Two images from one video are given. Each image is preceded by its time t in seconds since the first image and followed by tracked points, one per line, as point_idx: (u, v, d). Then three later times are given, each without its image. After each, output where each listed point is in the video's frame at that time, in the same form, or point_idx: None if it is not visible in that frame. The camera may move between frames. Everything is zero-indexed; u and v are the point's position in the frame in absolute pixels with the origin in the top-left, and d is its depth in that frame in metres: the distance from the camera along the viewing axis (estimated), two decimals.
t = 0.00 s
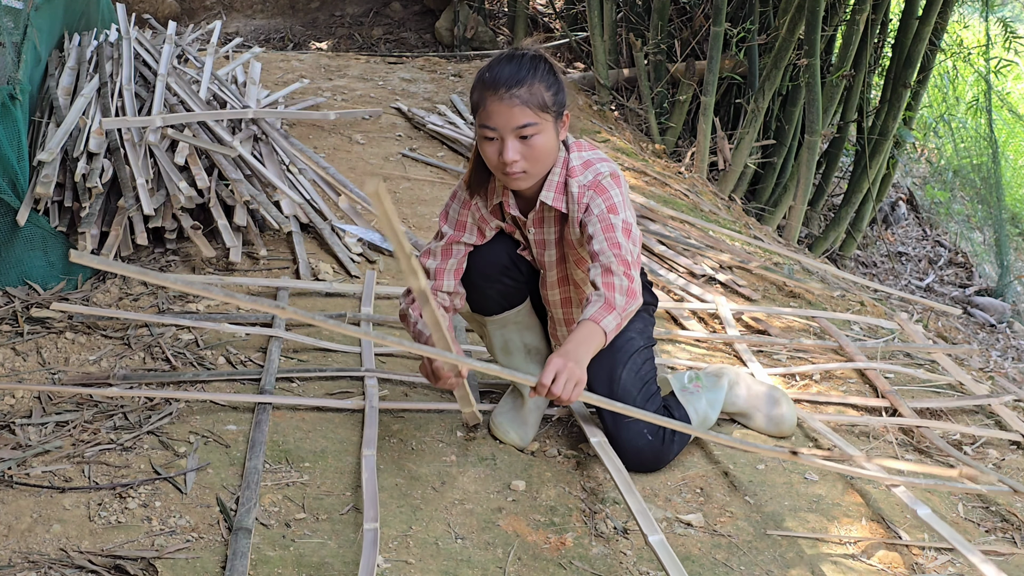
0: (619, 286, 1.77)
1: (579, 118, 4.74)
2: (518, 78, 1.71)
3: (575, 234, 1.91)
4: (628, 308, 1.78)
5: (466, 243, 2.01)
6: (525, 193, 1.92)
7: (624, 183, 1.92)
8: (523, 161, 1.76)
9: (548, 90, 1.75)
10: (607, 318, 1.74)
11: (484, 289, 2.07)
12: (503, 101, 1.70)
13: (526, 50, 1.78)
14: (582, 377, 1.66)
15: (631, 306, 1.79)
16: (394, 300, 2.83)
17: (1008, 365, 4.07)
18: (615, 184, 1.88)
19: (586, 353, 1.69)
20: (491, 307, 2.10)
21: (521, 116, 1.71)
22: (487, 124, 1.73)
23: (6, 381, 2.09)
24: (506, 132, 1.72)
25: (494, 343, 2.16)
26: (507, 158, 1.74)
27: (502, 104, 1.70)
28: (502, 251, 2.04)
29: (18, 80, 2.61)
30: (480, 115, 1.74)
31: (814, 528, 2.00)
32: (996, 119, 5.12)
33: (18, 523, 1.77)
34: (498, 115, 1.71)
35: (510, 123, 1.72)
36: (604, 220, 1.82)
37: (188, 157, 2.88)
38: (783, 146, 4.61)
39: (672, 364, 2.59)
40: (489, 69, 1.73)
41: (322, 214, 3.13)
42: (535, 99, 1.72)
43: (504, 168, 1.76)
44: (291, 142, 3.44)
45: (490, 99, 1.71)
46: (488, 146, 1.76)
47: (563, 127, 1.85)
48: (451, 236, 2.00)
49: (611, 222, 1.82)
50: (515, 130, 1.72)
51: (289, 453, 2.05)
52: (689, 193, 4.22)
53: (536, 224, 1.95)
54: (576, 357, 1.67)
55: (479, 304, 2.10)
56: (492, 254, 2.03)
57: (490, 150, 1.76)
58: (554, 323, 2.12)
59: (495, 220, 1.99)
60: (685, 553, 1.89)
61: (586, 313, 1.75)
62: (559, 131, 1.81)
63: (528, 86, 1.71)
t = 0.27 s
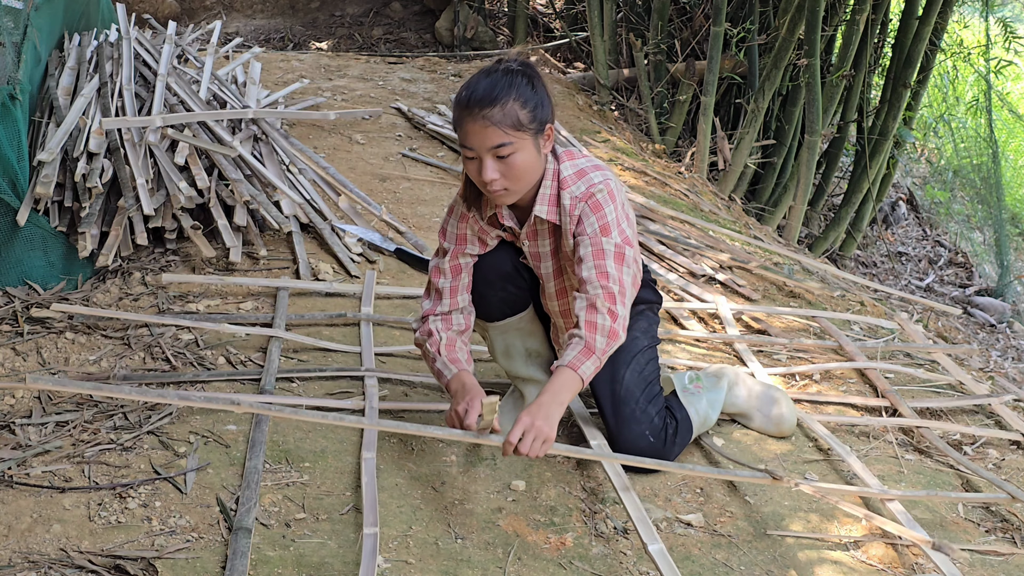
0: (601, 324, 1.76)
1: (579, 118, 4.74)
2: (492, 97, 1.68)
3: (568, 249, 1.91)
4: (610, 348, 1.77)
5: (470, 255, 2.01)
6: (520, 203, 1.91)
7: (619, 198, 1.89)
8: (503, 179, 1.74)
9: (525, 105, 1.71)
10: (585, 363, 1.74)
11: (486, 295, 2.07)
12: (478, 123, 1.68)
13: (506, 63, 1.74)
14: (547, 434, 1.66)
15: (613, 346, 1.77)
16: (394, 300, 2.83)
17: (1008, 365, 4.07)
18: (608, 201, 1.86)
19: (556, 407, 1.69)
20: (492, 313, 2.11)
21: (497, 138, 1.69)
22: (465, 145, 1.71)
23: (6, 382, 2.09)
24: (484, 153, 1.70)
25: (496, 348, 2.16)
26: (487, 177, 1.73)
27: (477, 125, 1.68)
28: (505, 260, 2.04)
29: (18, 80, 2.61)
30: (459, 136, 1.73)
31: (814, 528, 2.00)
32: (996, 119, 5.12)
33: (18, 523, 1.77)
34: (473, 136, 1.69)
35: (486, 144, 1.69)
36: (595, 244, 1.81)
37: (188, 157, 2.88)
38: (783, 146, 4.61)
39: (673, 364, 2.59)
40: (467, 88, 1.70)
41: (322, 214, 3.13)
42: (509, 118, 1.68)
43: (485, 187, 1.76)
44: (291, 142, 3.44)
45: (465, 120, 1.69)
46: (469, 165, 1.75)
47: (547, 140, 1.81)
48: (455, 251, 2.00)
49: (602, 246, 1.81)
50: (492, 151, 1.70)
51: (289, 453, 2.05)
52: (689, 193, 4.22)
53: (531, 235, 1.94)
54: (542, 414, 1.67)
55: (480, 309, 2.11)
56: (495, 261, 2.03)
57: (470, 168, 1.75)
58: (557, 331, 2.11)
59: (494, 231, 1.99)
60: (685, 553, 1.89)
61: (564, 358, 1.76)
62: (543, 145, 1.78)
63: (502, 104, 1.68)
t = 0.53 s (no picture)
0: (598, 341, 1.71)
1: (579, 118, 4.74)
2: (467, 117, 1.63)
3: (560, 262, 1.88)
4: (609, 364, 1.72)
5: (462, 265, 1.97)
6: (508, 217, 1.88)
7: (612, 211, 1.83)
8: (483, 198, 1.69)
9: (501, 123, 1.66)
10: (585, 383, 1.70)
11: (483, 306, 2.05)
12: (454, 142, 1.63)
13: (483, 80, 1.70)
14: (543, 461, 1.63)
15: (612, 363, 1.73)
16: (394, 301, 2.83)
17: (1008, 365, 4.07)
18: (601, 216, 1.80)
19: (556, 428, 1.65)
20: (489, 320, 2.09)
21: (474, 157, 1.64)
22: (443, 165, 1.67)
23: (6, 381, 2.09)
24: (461, 172, 1.66)
25: (494, 353, 2.16)
26: (466, 196, 1.68)
27: (452, 145, 1.64)
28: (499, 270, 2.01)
29: (18, 80, 2.61)
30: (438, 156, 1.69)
31: (814, 528, 2.00)
32: (996, 119, 5.12)
33: (18, 523, 1.77)
34: (450, 157, 1.65)
35: (463, 163, 1.65)
36: (590, 260, 1.76)
37: (188, 156, 2.88)
38: (783, 146, 4.62)
39: (673, 364, 2.59)
40: (444, 108, 1.66)
41: (322, 214, 3.13)
42: (485, 137, 1.63)
43: (466, 205, 1.72)
44: (291, 142, 3.44)
45: (440, 142, 1.65)
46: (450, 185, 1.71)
47: (531, 157, 1.75)
48: (445, 258, 1.97)
49: (597, 262, 1.75)
50: (469, 170, 1.66)
51: (289, 452, 2.05)
52: (689, 193, 4.22)
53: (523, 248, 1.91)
54: (539, 441, 1.64)
55: (477, 318, 2.09)
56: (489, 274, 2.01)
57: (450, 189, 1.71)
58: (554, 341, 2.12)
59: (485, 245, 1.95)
60: (685, 553, 1.89)
61: (565, 379, 1.72)
62: (525, 161, 1.73)
63: (477, 123, 1.63)
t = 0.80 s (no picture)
0: (604, 370, 1.66)
1: (579, 118, 4.74)
2: (454, 135, 1.65)
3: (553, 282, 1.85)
4: (616, 394, 1.66)
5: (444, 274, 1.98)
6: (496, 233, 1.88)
7: (603, 233, 1.80)
8: (470, 216, 1.71)
9: (489, 142, 1.67)
10: (595, 413, 1.63)
11: (474, 315, 2.05)
12: (441, 159, 1.65)
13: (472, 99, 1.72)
14: (557, 493, 1.52)
15: (619, 392, 1.66)
16: (394, 301, 2.83)
17: (1008, 365, 4.07)
18: (592, 239, 1.77)
19: (563, 458, 1.56)
20: (482, 326, 2.08)
21: (461, 174, 1.65)
22: (430, 183, 1.69)
23: (6, 382, 2.09)
24: (448, 190, 1.67)
25: (489, 359, 2.15)
26: (453, 214, 1.70)
27: (439, 163, 1.65)
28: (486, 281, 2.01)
29: (18, 80, 2.61)
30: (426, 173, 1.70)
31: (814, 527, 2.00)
32: (995, 119, 5.12)
33: (18, 523, 1.77)
34: (436, 175, 1.66)
35: (449, 182, 1.66)
36: (585, 286, 1.72)
37: (188, 156, 2.88)
38: (783, 146, 4.62)
39: (673, 363, 2.59)
40: (432, 127, 1.68)
41: (322, 214, 3.13)
42: (471, 155, 1.64)
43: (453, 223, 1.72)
44: (291, 142, 3.44)
45: (428, 160, 1.67)
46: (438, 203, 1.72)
47: (519, 176, 1.76)
48: (426, 267, 1.98)
49: (592, 287, 1.72)
50: (456, 188, 1.67)
51: (289, 452, 2.05)
52: (689, 193, 4.22)
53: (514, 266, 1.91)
54: (549, 469, 1.54)
55: (470, 324, 2.08)
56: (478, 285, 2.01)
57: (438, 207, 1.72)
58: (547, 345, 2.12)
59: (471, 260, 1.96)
60: (685, 553, 1.89)
61: (573, 408, 1.64)
62: (513, 180, 1.74)
63: (464, 141, 1.65)
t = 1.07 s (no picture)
0: (571, 375, 1.67)
1: (579, 118, 4.74)
2: (440, 150, 1.64)
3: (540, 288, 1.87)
4: (582, 399, 1.67)
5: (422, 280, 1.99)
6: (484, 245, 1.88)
7: (589, 238, 1.79)
8: (456, 231, 1.71)
9: (474, 157, 1.67)
10: (556, 421, 1.66)
11: (467, 322, 2.09)
12: (426, 175, 1.64)
13: (456, 114, 1.71)
14: (503, 495, 1.59)
15: (587, 398, 1.68)
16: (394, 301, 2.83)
17: (1008, 365, 4.07)
18: (577, 244, 1.77)
19: (518, 465, 1.62)
20: (475, 332, 2.11)
21: (446, 190, 1.65)
22: (416, 198, 1.68)
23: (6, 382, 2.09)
24: (434, 206, 1.67)
25: (486, 363, 2.19)
26: (438, 229, 1.69)
27: (425, 180, 1.64)
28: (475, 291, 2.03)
29: (18, 80, 2.61)
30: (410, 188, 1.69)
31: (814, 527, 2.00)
32: (995, 119, 5.12)
33: (18, 523, 1.77)
34: (422, 191, 1.66)
35: (435, 198, 1.66)
36: (567, 290, 1.73)
37: (188, 157, 2.88)
38: (783, 146, 4.62)
39: (673, 363, 2.59)
40: (416, 142, 1.67)
41: (322, 214, 3.13)
42: (457, 171, 1.64)
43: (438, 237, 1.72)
44: (291, 142, 3.44)
45: (412, 175, 1.66)
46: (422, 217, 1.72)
47: (505, 188, 1.76)
48: (409, 275, 1.98)
49: (575, 291, 1.73)
50: (442, 203, 1.66)
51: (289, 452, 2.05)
52: (689, 193, 4.22)
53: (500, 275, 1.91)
54: (502, 476, 1.60)
55: (462, 331, 2.11)
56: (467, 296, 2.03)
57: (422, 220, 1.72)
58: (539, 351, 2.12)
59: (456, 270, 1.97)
60: (685, 553, 1.89)
61: (533, 412, 1.68)
62: (498, 194, 1.74)
63: (450, 157, 1.64)
